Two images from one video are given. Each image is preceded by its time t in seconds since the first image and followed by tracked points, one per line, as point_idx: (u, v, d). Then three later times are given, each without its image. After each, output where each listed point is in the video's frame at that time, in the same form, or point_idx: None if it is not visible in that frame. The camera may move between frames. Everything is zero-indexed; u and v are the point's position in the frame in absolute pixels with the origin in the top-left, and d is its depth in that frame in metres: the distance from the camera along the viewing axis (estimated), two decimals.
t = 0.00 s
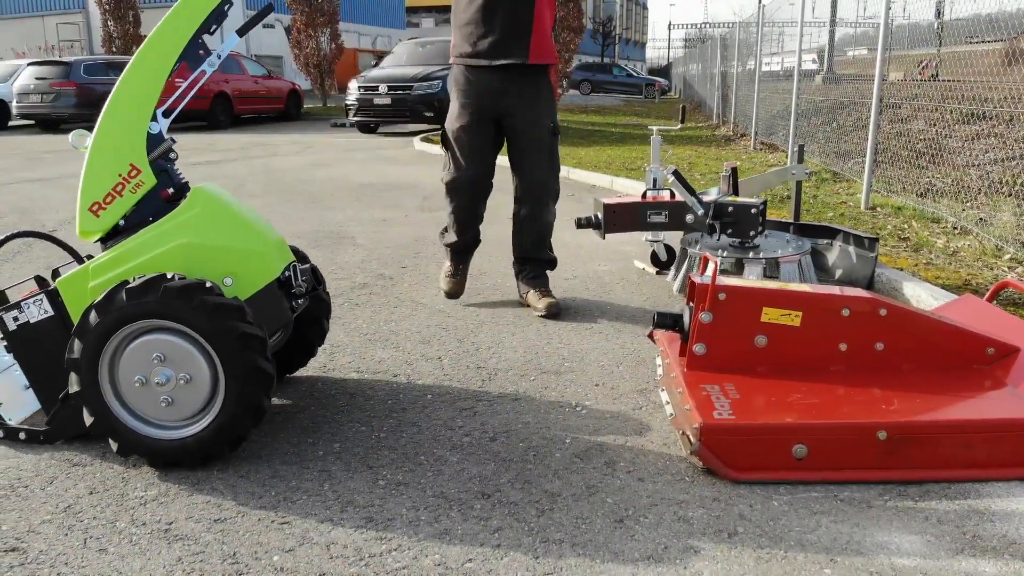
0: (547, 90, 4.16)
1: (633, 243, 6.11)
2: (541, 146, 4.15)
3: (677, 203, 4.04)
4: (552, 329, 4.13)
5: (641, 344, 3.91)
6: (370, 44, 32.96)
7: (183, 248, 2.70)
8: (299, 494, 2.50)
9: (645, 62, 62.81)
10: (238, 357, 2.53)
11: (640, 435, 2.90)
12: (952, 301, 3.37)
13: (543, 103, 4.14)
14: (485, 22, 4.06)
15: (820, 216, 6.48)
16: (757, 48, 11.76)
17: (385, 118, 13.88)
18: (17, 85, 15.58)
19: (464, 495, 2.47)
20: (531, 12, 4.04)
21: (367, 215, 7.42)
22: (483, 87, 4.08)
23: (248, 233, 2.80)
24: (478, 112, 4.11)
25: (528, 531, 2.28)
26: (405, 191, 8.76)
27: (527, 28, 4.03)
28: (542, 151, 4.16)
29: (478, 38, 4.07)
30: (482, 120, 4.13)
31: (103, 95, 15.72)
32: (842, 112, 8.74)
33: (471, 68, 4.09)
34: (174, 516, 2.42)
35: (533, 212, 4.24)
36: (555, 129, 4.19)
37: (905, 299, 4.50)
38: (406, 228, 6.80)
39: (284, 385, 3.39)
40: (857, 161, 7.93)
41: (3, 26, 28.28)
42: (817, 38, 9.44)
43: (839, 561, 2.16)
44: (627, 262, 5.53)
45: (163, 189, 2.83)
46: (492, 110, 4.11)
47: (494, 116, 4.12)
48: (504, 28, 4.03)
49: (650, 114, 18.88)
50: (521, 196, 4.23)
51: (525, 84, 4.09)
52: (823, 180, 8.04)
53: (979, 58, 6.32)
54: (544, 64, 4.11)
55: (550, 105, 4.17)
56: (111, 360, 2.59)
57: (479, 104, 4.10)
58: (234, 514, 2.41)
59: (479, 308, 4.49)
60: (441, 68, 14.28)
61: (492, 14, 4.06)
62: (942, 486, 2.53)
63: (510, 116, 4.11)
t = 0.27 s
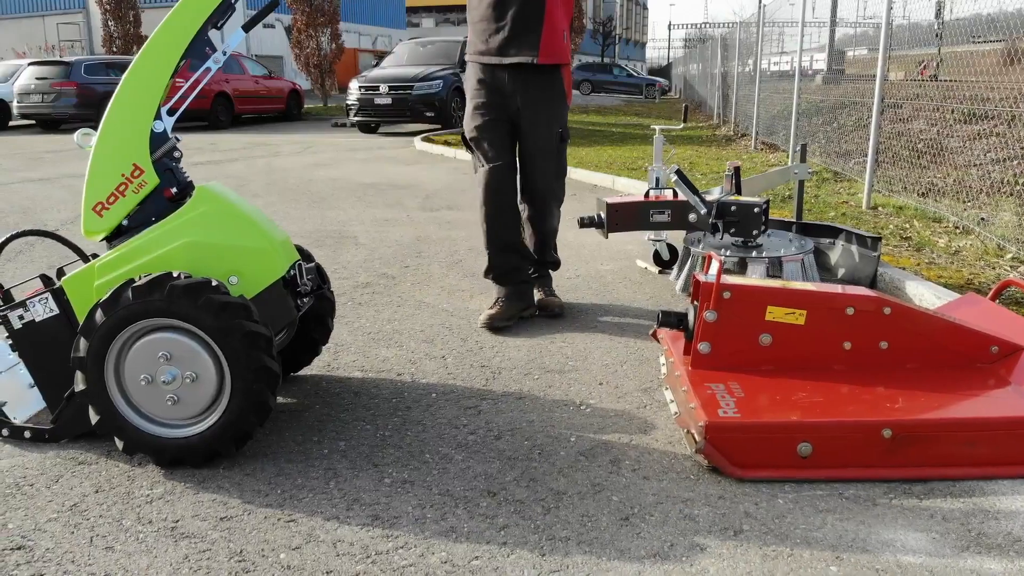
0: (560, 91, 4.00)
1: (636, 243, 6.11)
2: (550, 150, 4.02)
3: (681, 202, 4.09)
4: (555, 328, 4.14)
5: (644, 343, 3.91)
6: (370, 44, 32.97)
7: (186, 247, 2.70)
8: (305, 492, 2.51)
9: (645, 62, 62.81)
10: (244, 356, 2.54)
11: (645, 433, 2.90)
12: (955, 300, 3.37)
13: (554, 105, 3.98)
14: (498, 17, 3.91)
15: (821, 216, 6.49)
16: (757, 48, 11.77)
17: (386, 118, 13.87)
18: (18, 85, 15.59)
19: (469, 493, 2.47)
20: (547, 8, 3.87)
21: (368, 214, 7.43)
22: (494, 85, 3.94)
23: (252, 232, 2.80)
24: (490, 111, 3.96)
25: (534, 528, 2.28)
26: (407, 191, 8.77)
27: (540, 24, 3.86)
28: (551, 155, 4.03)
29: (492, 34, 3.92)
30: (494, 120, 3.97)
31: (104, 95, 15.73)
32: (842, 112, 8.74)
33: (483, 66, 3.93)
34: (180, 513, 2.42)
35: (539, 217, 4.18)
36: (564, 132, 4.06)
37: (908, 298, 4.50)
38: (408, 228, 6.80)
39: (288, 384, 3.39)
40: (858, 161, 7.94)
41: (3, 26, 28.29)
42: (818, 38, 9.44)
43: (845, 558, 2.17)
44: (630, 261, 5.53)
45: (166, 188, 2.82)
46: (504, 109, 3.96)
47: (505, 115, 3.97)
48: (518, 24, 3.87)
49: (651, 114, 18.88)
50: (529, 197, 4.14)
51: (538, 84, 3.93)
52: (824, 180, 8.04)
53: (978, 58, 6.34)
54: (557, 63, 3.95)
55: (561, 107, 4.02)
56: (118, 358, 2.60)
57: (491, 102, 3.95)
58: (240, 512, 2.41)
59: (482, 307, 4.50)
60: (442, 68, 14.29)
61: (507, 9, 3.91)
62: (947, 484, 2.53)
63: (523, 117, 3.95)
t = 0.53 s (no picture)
0: (556, 80, 3.74)
1: (636, 243, 6.12)
2: (540, 144, 3.77)
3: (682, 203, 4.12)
4: (556, 328, 4.14)
5: (645, 342, 3.92)
6: (370, 44, 32.99)
7: (188, 246, 2.71)
8: (307, 491, 2.51)
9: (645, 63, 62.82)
10: (246, 355, 2.54)
11: (646, 432, 2.91)
12: (956, 299, 3.37)
13: (547, 95, 3.73)
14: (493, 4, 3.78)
15: (821, 216, 6.49)
16: (757, 49, 11.77)
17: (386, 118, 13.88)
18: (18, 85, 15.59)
19: (471, 492, 2.48)
20: None
21: (369, 214, 7.43)
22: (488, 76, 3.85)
23: (254, 231, 2.80)
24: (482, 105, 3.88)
25: (535, 527, 2.28)
26: (407, 191, 8.77)
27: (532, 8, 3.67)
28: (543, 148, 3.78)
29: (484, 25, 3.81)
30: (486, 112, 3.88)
31: (104, 95, 15.74)
32: (843, 112, 8.75)
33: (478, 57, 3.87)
34: (182, 512, 2.43)
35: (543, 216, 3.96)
36: (563, 124, 3.78)
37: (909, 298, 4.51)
38: (408, 228, 6.81)
39: (289, 383, 3.39)
40: (858, 161, 7.94)
41: (3, 26, 28.30)
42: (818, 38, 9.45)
43: (846, 557, 2.17)
44: (630, 261, 5.54)
45: (168, 188, 2.82)
46: (495, 101, 3.84)
47: (497, 107, 3.86)
48: (508, 11, 3.73)
49: (651, 114, 18.89)
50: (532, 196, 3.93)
51: (528, 73, 3.73)
52: (824, 180, 8.04)
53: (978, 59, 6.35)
54: (554, 49, 3.71)
55: (557, 96, 3.75)
56: (119, 357, 2.60)
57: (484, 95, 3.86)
58: (242, 511, 2.42)
59: (483, 307, 4.50)
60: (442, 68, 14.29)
61: None
62: (948, 483, 2.54)
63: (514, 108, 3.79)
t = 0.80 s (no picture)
0: (558, 70, 3.60)
1: (636, 242, 6.12)
2: (544, 139, 3.69)
3: (682, 202, 4.18)
4: (557, 328, 4.14)
5: (645, 342, 3.92)
6: (370, 44, 33.00)
7: (188, 246, 2.71)
8: (307, 491, 2.51)
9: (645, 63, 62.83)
10: (246, 355, 2.54)
11: (646, 432, 2.91)
12: (957, 299, 3.37)
13: (548, 88, 3.62)
14: None
15: (822, 216, 6.49)
16: (757, 49, 11.78)
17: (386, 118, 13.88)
18: (18, 85, 15.58)
19: (471, 492, 2.48)
20: None
21: (369, 214, 7.43)
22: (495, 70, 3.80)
23: (254, 230, 2.80)
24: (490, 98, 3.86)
25: (535, 527, 2.29)
26: (407, 191, 8.77)
27: None
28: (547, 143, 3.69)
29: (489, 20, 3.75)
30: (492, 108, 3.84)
31: (104, 95, 15.75)
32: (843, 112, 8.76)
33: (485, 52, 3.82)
34: (183, 512, 2.43)
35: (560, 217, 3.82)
36: (567, 116, 3.64)
37: (908, 298, 4.51)
38: (409, 228, 6.81)
39: (289, 383, 3.40)
40: (858, 161, 7.95)
41: (3, 26, 28.31)
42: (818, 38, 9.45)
43: (846, 556, 2.17)
44: (631, 261, 5.54)
45: (168, 187, 2.82)
46: (500, 97, 3.80)
47: (504, 102, 3.81)
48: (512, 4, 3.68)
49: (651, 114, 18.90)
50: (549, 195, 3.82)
51: (530, 66, 3.64)
52: (824, 180, 8.04)
53: (978, 58, 6.36)
54: (555, 38, 3.57)
55: (559, 88, 3.61)
56: (120, 356, 2.60)
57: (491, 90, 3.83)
58: (242, 510, 2.42)
59: (483, 307, 4.50)
60: (442, 68, 14.28)
61: None
62: (947, 482, 2.54)
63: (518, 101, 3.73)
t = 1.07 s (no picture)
0: (587, 71, 3.60)
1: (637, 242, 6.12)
2: (573, 137, 3.65)
3: (682, 202, 4.18)
4: (557, 328, 4.14)
5: (645, 342, 3.92)
6: (370, 44, 33.01)
7: (190, 245, 2.71)
8: (308, 490, 2.52)
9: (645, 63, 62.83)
10: (245, 355, 2.55)
11: (647, 432, 2.91)
12: (957, 299, 3.36)
13: (576, 87, 3.60)
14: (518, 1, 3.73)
15: (822, 216, 6.49)
16: (757, 49, 11.78)
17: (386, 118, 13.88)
18: (18, 85, 15.58)
19: (472, 492, 2.48)
20: None
21: (369, 214, 7.43)
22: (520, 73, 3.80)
23: (257, 231, 2.80)
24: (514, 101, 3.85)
25: (536, 526, 2.29)
26: (407, 191, 8.77)
27: (558, 4, 3.61)
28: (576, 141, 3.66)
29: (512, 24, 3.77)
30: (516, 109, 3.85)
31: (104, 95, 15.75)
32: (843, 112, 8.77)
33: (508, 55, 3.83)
34: (184, 511, 2.43)
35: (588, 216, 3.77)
36: (597, 114, 3.61)
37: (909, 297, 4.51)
38: (409, 228, 6.81)
39: (290, 383, 3.40)
40: (858, 161, 7.95)
41: (4, 27, 28.32)
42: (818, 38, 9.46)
43: (846, 555, 2.18)
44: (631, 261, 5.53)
45: (172, 188, 2.82)
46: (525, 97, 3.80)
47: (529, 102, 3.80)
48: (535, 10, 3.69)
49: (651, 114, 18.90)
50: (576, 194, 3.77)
51: (557, 68, 3.65)
52: (825, 180, 8.04)
53: (978, 58, 6.36)
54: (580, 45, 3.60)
55: (589, 88, 3.60)
56: (120, 356, 2.61)
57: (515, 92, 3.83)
58: (244, 510, 2.42)
59: (483, 307, 4.51)
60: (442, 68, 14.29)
61: None
62: (947, 482, 2.54)
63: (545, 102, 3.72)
